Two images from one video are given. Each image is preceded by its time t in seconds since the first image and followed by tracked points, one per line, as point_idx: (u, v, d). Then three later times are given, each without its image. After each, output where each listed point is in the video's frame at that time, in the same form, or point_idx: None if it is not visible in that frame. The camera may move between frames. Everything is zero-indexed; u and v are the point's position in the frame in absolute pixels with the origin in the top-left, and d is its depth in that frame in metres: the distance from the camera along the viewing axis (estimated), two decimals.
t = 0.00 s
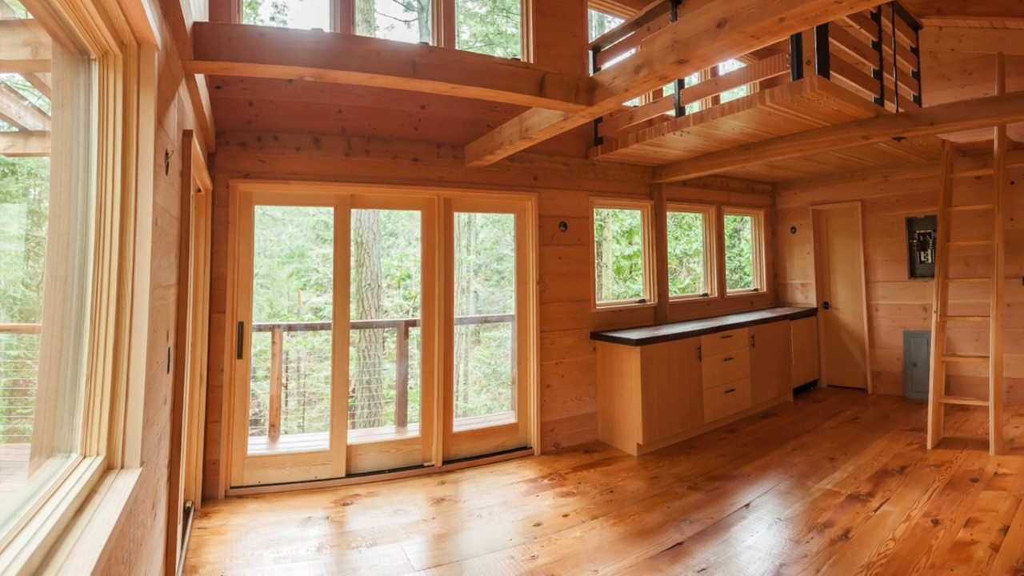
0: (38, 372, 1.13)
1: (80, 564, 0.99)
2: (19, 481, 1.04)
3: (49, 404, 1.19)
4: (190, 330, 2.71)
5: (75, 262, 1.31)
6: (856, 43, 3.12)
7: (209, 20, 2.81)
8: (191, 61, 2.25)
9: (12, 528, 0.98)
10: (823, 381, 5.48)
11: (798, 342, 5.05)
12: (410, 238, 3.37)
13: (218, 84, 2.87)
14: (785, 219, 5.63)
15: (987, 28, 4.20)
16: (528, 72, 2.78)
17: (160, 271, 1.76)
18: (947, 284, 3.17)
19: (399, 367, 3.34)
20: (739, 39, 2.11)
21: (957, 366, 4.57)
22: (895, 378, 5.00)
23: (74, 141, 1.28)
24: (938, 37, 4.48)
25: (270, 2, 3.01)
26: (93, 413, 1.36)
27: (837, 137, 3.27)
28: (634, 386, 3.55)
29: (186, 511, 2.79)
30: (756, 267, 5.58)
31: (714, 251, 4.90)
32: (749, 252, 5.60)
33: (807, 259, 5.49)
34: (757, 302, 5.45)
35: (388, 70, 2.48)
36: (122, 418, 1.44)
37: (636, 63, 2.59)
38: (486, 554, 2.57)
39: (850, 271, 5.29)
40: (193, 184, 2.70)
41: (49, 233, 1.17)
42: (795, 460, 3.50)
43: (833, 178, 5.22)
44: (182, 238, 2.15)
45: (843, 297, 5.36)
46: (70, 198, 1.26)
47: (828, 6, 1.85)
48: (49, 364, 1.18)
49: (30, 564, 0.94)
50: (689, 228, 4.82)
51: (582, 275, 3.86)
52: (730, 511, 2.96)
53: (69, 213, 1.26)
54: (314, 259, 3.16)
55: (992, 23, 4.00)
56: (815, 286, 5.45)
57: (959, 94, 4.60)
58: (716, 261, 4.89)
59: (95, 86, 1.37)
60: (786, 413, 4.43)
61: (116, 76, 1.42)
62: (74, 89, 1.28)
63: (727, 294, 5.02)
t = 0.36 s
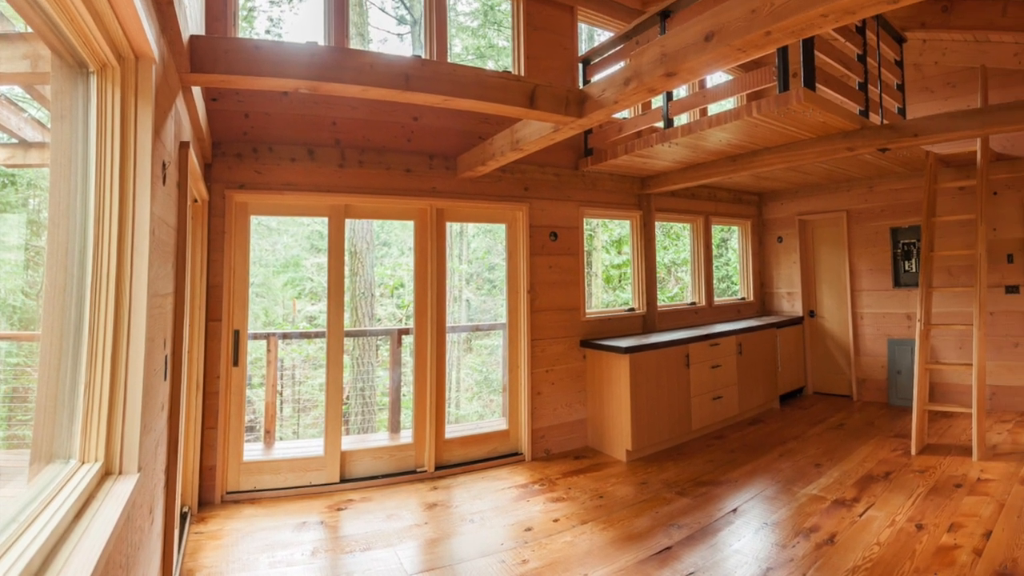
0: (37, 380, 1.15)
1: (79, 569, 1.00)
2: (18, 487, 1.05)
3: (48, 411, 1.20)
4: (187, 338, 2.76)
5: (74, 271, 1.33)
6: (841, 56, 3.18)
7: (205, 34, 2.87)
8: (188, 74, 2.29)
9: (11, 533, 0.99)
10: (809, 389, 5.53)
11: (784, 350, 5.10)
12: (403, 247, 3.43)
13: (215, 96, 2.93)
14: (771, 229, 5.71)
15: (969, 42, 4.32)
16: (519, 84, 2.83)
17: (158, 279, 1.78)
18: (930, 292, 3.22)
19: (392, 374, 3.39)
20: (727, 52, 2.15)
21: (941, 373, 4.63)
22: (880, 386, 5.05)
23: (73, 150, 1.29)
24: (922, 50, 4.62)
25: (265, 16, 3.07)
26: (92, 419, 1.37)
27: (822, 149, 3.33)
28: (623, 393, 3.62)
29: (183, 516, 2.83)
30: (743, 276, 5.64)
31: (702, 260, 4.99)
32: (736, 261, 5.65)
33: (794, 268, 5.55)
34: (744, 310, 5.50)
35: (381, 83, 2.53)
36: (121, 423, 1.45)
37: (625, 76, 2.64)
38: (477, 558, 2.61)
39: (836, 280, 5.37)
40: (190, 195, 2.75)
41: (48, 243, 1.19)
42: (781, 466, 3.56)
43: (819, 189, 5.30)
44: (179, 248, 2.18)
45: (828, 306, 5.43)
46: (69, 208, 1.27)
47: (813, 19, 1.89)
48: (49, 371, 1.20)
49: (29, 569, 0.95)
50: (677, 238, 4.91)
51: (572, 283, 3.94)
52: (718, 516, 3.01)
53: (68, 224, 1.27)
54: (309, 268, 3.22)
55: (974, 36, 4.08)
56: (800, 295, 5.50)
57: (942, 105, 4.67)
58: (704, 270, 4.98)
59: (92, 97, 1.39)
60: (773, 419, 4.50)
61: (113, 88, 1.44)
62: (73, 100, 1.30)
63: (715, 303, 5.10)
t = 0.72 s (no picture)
0: (37, 386, 1.18)
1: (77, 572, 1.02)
2: (17, 491, 1.07)
3: (47, 418, 1.23)
4: (183, 346, 2.81)
5: (73, 280, 1.35)
6: (827, 68, 3.23)
7: (202, 46, 2.91)
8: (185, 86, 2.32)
9: (11, 537, 1.01)
10: (796, 396, 5.57)
11: (771, 357, 5.16)
12: (396, 257, 3.49)
13: (211, 108, 2.99)
14: (758, 238, 5.77)
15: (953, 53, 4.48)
16: (510, 96, 2.88)
17: (155, 288, 1.80)
18: (915, 301, 3.27)
19: (386, 381, 3.45)
20: (715, 64, 2.19)
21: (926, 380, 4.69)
22: (865, 393, 5.09)
23: (72, 161, 1.32)
24: (908, 62, 4.68)
25: (261, 29, 3.11)
26: (91, 425, 1.39)
27: (809, 159, 3.39)
28: (613, 400, 3.68)
29: (180, 521, 2.87)
30: (731, 285, 5.70)
31: (691, 269, 5.08)
32: (724, 270, 5.72)
33: (780, 277, 5.60)
34: (732, 318, 5.56)
35: (375, 95, 2.57)
36: (118, 429, 1.47)
37: (614, 88, 2.69)
38: (469, 562, 2.66)
39: (821, 289, 5.43)
40: (187, 205, 2.80)
41: (47, 252, 1.21)
42: (768, 471, 3.61)
43: (805, 199, 5.36)
44: (176, 257, 2.21)
45: (813, 313, 5.48)
46: (67, 218, 1.30)
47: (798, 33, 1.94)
48: (47, 378, 1.22)
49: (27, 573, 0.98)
50: (666, 247, 4.99)
51: (562, 292, 4.01)
52: (706, 520, 3.06)
53: (66, 234, 1.30)
54: (304, 277, 3.27)
55: (957, 49, 4.16)
56: (787, 303, 5.55)
57: (927, 118, 4.77)
58: (693, 279, 5.06)
59: (91, 108, 1.41)
60: (759, 426, 4.56)
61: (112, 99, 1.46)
62: (72, 112, 1.33)
63: (703, 311, 5.18)
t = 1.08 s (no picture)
0: (36, 393, 1.20)
1: None
2: (17, 495, 1.10)
3: (46, 425, 1.26)
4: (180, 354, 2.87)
5: (71, 289, 1.38)
6: (813, 81, 3.29)
7: (198, 58, 2.96)
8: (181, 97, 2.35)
9: (10, 542, 1.04)
10: (782, 403, 5.59)
11: (759, 364, 5.22)
12: (390, 266, 3.55)
13: (208, 119, 3.04)
14: (746, 247, 5.83)
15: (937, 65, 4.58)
16: (502, 108, 2.93)
17: (153, 297, 1.84)
18: (900, 309, 3.33)
19: (379, 389, 3.50)
20: (703, 76, 2.22)
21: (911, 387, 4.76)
22: (850, 400, 5.15)
23: (70, 172, 1.35)
24: (892, 74, 4.78)
25: (257, 42, 3.16)
26: (89, 431, 1.42)
27: (795, 170, 3.45)
28: (602, 407, 3.75)
29: (177, 526, 2.92)
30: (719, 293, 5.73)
31: (680, 278, 5.15)
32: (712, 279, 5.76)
33: (767, 286, 5.65)
34: (720, 326, 5.61)
35: (369, 107, 2.62)
36: (116, 435, 1.50)
37: (604, 100, 2.73)
38: (461, 566, 2.70)
39: (807, 297, 5.49)
40: (184, 215, 2.85)
41: (46, 261, 1.25)
42: (756, 477, 3.67)
43: (792, 209, 5.42)
44: (173, 266, 2.25)
45: (800, 320, 5.53)
46: (66, 229, 1.33)
47: (784, 46, 1.97)
48: (46, 385, 1.26)
49: None
50: (655, 256, 5.05)
51: (553, 300, 4.08)
52: (694, 525, 3.11)
53: (65, 244, 1.33)
54: (299, 286, 3.33)
55: (942, 61, 4.24)
56: (774, 311, 5.59)
57: (912, 129, 4.86)
58: (681, 287, 5.14)
59: (89, 119, 1.44)
60: (747, 432, 4.63)
61: (110, 111, 1.49)
62: (70, 124, 1.36)
63: (692, 319, 5.25)
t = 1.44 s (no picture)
0: (35, 400, 1.20)
1: None
2: (17, 500, 1.11)
3: (45, 430, 1.26)
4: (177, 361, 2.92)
5: (70, 296, 1.39)
6: (801, 92, 3.35)
7: (195, 70, 3.02)
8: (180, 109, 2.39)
9: (12, 545, 1.05)
10: (769, 409, 5.65)
11: (746, 372, 5.28)
12: (383, 275, 3.62)
13: (205, 130, 3.11)
14: (734, 256, 5.90)
15: (921, 78, 4.64)
16: (494, 119, 2.97)
17: (151, 304, 1.85)
18: (885, 317, 3.39)
19: (373, 396, 3.56)
20: (692, 88, 2.25)
21: (897, 394, 4.83)
22: (836, 407, 5.20)
23: (68, 180, 1.35)
24: (877, 86, 4.87)
25: (252, 54, 3.22)
26: (88, 437, 1.43)
27: (783, 181, 3.51)
28: (592, 413, 3.82)
29: (174, 530, 2.96)
30: (707, 301, 5.80)
31: (668, 287, 5.23)
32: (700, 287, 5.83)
33: (755, 294, 5.72)
34: (708, 334, 5.67)
35: (363, 119, 2.66)
36: (114, 440, 1.50)
37: (595, 111, 2.78)
38: (453, 570, 2.73)
39: (794, 305, 5.55)
40: (180, 225, 2.90)
41: (46, 269, 1.26)
42: (743, 482, 3.73)
43: (778, 219, 5.51)
44: (170, 274, 2.27)
45: (787, 328, 5.59)
46: (65, 237, 1.34)
47: (772, 58, 2.01)
48: (46, 391, 1.26)
49: None
50: (644, 265, 5.13)
51: (544, 308, 4.15)
52: (683, 530, 3.15)
53: (64, 252, 1.34)
54: (294, 294, 3.38)
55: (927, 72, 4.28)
56: (761, 319, 5.66)
57: (897, 139, 4.93)
58: (670, 296, 5.22)
59: (87, 131, 1.46)
60: (735, 438, 4.69)
61: (108, 122, 1.50)
62: (70, 134, 1.37)
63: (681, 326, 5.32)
